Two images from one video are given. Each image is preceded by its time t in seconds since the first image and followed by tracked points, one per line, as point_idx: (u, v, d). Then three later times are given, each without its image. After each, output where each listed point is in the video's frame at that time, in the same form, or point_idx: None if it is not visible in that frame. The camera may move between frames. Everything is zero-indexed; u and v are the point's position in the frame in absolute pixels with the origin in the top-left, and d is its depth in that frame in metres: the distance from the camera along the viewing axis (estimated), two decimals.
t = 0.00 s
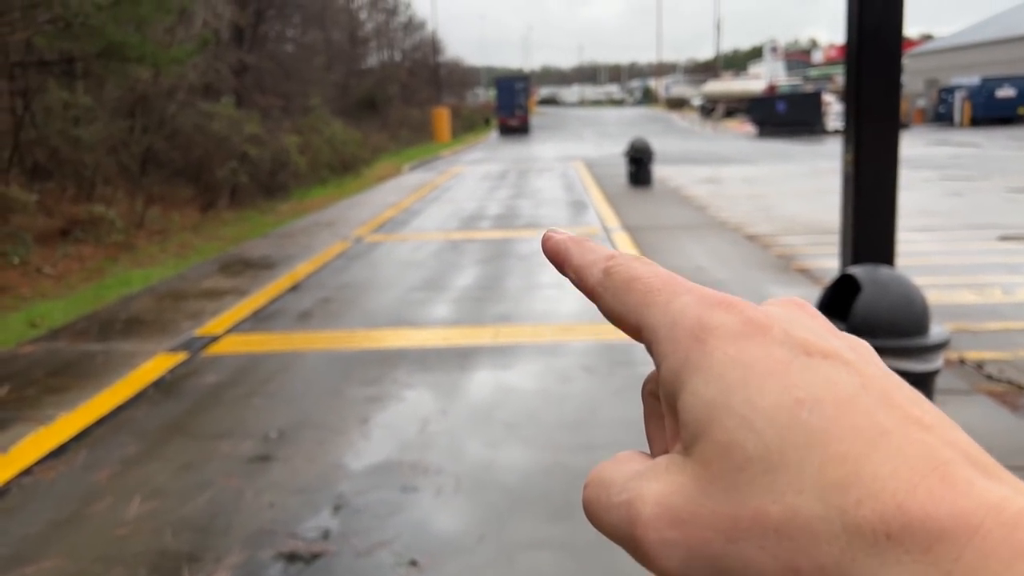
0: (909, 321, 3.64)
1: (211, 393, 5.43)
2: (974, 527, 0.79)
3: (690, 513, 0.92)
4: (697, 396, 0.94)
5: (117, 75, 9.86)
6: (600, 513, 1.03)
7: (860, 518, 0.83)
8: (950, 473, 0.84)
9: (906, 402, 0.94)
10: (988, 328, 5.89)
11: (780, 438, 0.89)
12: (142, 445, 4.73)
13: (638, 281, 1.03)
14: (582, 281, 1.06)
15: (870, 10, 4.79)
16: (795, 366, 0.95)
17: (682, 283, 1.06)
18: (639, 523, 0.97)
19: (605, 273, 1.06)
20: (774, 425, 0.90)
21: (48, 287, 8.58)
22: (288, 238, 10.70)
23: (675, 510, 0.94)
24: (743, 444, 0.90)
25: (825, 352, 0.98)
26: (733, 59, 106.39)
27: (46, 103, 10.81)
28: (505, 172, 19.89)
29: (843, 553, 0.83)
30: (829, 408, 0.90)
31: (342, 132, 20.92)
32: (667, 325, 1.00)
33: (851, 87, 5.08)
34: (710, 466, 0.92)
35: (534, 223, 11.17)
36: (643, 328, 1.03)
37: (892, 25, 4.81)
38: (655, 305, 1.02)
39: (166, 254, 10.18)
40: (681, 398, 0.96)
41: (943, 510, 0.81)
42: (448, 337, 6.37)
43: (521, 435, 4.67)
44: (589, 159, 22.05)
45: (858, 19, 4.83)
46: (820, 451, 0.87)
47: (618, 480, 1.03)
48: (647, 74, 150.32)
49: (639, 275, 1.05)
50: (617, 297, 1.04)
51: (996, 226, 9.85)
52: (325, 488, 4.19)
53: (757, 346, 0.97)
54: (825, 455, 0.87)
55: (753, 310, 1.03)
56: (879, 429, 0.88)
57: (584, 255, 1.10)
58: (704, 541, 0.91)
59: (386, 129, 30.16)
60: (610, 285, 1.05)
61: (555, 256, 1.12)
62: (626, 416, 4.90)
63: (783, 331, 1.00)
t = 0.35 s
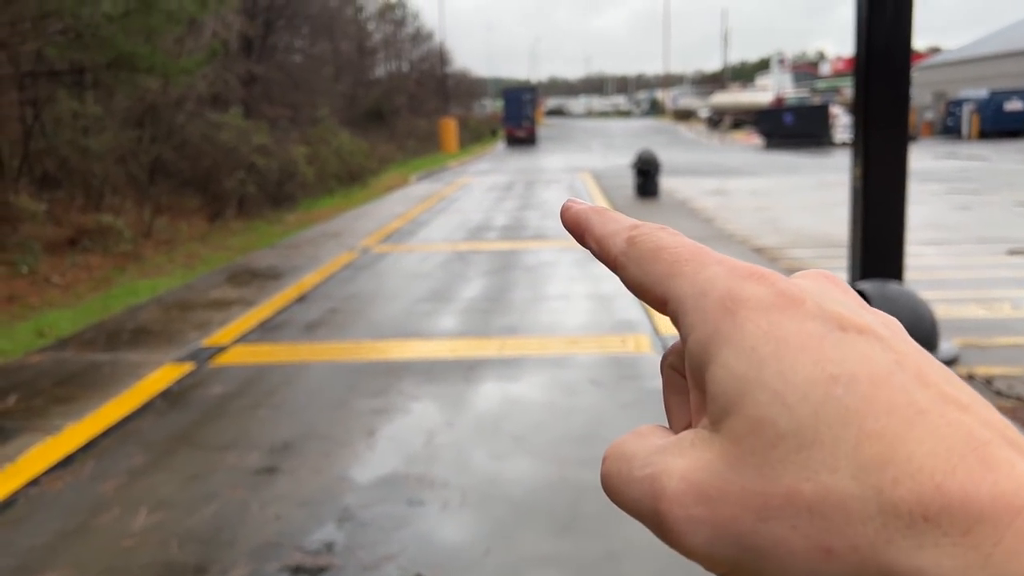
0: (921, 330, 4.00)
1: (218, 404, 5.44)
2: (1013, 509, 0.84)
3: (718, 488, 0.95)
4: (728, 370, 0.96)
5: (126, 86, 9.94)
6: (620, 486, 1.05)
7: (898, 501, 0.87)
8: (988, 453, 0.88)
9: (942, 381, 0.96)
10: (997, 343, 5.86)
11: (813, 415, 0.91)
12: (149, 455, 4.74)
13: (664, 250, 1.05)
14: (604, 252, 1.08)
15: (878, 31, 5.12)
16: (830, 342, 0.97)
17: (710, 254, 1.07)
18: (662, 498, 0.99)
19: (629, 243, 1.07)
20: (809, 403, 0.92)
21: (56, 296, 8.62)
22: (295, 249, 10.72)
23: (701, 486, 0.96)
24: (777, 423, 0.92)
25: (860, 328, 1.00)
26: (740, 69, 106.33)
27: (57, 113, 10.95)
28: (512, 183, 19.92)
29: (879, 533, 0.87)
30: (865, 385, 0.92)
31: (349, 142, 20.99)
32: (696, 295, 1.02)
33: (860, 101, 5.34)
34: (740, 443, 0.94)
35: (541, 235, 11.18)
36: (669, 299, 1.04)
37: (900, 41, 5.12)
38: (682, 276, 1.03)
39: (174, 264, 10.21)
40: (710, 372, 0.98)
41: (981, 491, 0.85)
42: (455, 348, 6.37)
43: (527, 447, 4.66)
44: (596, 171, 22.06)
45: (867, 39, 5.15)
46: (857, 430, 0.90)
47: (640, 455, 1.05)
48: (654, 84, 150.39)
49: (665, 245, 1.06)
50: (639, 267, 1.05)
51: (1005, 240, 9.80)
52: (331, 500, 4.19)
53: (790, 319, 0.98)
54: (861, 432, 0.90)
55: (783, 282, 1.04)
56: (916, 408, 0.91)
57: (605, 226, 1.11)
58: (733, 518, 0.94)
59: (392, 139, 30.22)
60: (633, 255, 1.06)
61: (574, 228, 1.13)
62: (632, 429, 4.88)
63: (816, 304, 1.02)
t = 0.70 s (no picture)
0: (922, 346, 3.98)
1: (222, 413, 5.44)
2: (976, 522, 0.79)
3: (679, 503, 0.94)
4: (689, 383, 0.95)
5: (133, 95, 9.97)
6: (592, 503, 1.06)
7: (855, 513, 0.83)
8: (950, 464, 0.84)
9: (909, 393, 0.94)
10: (1003, 356, 5.84)
11: (771, 428, 0.90)
12: (153, 464, 4.74)
13: (633, 265, 1.05)
14: (579, 268, 1.09)
15: (883, 43, 5.13)
16: (794, 355, 0.95)
17: (679, 269, 1.07)
18: (628, 513, 0.99)
19: (604, 260, 1.08)
20: (768, 415, 0.90)
21: (62, 304, 8.65)
22: (301, 258, 10.74)
23: (663, 501, 0.96)
24: (736, 435, 0.91)
25: (828, 340, 0.98)
26: (746, 80, 106.61)
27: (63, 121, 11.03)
28: (518, 192, 19.96)
29: (837, 547, 0.84)
30: (826, 398, 0.90)
31: (355, 151, 21.06)
32: (660, 310, 1.01)
33: (866, 112, 5.35)
34: (700, 456, 0.93)
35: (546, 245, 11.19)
36: (640, 312, 1.04)
37: (907, 52, 5.12)
38: (650, 290, 1.03)
39: (179, 273, 10.24)
40: (673, 386, 0.97)
41: (941, 503, 0.81)
42: (459, 358, 6.37)
43: (531, 458, 4.65)
44: (601, 181, 22.09)
45: (873, 50, 5.16)
46: (815, 442, 0.88)
47: (612, 470, 1.06)
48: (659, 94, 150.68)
49: (635, 260, 1.07)
50: (613, 282, 1.06)
51: (1011, 252, 9.78)
52: (334, 511, 4.17)
53: (754, 332, 0.97)
54: (820, 445, 0.87)
55: (752, 296, 1.03)
56: (878, 420, 0.88)
57: (577, 245, 1.12)
58: (695, 534, 0.93)
59: (398, 148, 30.32)
60: (603, 271, 1.07)
61: (551, 246, 1.15)
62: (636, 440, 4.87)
63: (783, 317, 1.00)
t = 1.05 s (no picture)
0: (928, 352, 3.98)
1: (225, 418, 5.44)
2: (995, 498, 0.81)
3: (684, 484, 0.93)
4: (696, 361, 0.95)
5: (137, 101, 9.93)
6: (592, 488, 1.04)
7: (870, 490, 0.84)
8: (966, 440, 0.85)
9: (921, 368, 0.94)
10: (1008, 364, 5.84)
11: (782, 405, 0.89)
12: (156, 469, 4.73)
13: (635, 245, 1.05)
14: (577, 251, 1.07)
15: (889, 51, 5.15)
16: (802, 331, 0.95)
17: (681, 248, 1.06)
18: (632, 496, 0.98)
19: (602, 242, 1.07)
20: (778, 393, 0.90)
21: (65, 309, 8.66)
22: (304, 264, 10.75)
23: (667, 483, 0.95)
24: (745, 414, 0.90)
25: (835, 315, 0.98)
26: (747, 89, 106.86)
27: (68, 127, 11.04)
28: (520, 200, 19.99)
29: (851, 526, 0.84)
30: (836, 374, 0.90)
31: (358, 158, 21.10)
32: (664, 287, 1.01)
33: (870, 118, 5.36)
34: (707, 435, 0.92)
35: (549, 252, 11.20)
36: (641, 294, 1.03)
37: (912, 59, 5.14)
38: (653, 269, 1.02)
39: (182, 278, 10.26)
40: (678, 364, 0.96)
41: (959, 479, 0.82)
42: (462, 364, 6.38)
43: (534, 464, 4.65)
44: (604, 189, 22.12)
45: (880, 56, 5.17)
46: (827, 420, 0.88)
47: (613, 454, 1.04)
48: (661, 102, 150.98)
49: (635, 240, 1.06)
50: (611, 264, 1.05)
51: (1016, 261, 9.78)
52: (337, 516, 4.17)
53: (760, 308, 0.97)
54: (832, 422, 0.87)
55: (757, 274, 1.03)
56: (891, 396, 0.88)
57: (574, 226, 1.11)
58: (702, 516, 0.92)
59: (400, 155, 30.38)
60: (604, 251, 1.06)
61: (548, 228, 1.13)
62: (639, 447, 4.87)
63: (788, 294, 1.00)
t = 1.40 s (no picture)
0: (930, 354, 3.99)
1: (225, 421, 5.44)
2: None
3: (706, 496, 0.93)
4: (728, 365, 0.91)
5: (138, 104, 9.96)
6: (601, 474, 1.03)
7: (906, 522, 0.84)
8: (1008, 470, 0.84)
9: (964, 380, 0.91)
10: (1007, 370, 5.84)
11: (820, 423, 0.87)
12: (156, 471, 4.73)
13: (652, 217, 1.00)
14: (588, 223, 1.03)
15: (889, 59, 5.17)
16: (844, 333, 0.91)
17: (707, 225, 1.01)
18: (647, 494, 0.97)
19: (613, 209, 1.02)
20: (817, 410, 0.88)
21: (64, 311, 8.67)
22: (304, 267, 10.77)
23: (687, 490, 0.94)
24: (779, 430, 0.89)
25: (877, 313, 0.94)
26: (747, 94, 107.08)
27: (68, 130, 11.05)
28: (521, 204, 20.03)
29: (883, 555, 0.85)
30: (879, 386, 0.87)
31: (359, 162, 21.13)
32: (692, 276, 0.97)
33: (871, 126, 5.39)
34: (738, 448, 0.91)
35: (549, 256, 11.22)
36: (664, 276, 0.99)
37: (913, 67, 5.17)
38: (679, 252, 0.98)
39: (183, 281, 10.27)
40: (707, 363, 0.94)
41: (1001, 516, 0.82)
42: (462, 368, 6.38)
43: (534, 469, 4.65)
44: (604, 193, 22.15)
45: (881, 65, 5.19)
46: (868, 442, 0.86)
47: (623, 438, 1.03)
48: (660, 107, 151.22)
49: (657, 214, 1.01)
50: (626, 236, 1.01)
51: (1015, 267, 9.80)
52: (337, 519, 4.16)
53: (798, 306, 0.93)
54: (873, 444, 0.86)
55: (792, 258, 0.98)
56: (934, 417, 0.86)
57: (589, 191, 1.05)
58: (726, 531, 0.92)
59: (400, 159, 30.42)
60: (622, 227, 1.01)
61: (555, 193, 1.07)
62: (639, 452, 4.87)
63: (827, 286, 0.96)
